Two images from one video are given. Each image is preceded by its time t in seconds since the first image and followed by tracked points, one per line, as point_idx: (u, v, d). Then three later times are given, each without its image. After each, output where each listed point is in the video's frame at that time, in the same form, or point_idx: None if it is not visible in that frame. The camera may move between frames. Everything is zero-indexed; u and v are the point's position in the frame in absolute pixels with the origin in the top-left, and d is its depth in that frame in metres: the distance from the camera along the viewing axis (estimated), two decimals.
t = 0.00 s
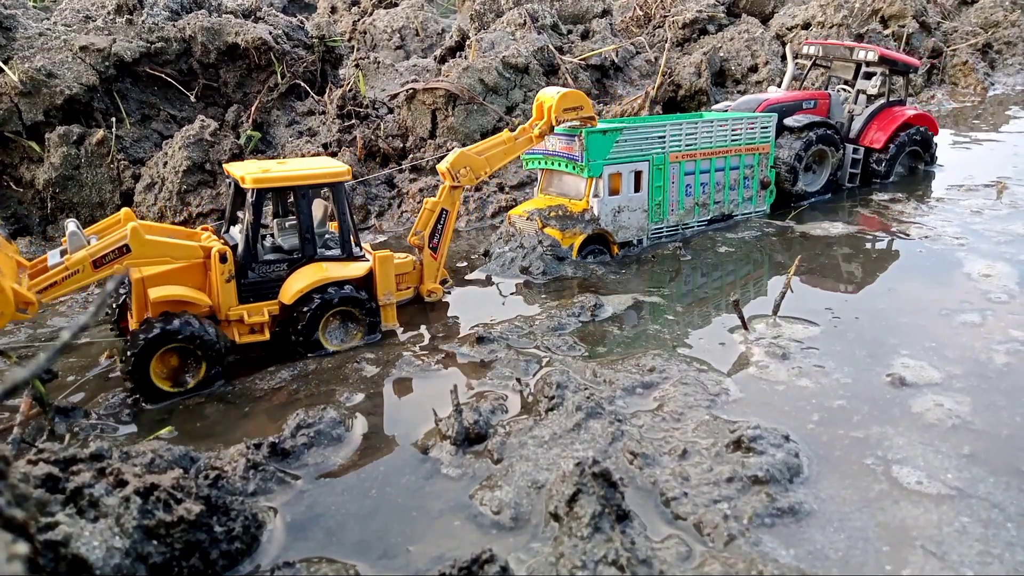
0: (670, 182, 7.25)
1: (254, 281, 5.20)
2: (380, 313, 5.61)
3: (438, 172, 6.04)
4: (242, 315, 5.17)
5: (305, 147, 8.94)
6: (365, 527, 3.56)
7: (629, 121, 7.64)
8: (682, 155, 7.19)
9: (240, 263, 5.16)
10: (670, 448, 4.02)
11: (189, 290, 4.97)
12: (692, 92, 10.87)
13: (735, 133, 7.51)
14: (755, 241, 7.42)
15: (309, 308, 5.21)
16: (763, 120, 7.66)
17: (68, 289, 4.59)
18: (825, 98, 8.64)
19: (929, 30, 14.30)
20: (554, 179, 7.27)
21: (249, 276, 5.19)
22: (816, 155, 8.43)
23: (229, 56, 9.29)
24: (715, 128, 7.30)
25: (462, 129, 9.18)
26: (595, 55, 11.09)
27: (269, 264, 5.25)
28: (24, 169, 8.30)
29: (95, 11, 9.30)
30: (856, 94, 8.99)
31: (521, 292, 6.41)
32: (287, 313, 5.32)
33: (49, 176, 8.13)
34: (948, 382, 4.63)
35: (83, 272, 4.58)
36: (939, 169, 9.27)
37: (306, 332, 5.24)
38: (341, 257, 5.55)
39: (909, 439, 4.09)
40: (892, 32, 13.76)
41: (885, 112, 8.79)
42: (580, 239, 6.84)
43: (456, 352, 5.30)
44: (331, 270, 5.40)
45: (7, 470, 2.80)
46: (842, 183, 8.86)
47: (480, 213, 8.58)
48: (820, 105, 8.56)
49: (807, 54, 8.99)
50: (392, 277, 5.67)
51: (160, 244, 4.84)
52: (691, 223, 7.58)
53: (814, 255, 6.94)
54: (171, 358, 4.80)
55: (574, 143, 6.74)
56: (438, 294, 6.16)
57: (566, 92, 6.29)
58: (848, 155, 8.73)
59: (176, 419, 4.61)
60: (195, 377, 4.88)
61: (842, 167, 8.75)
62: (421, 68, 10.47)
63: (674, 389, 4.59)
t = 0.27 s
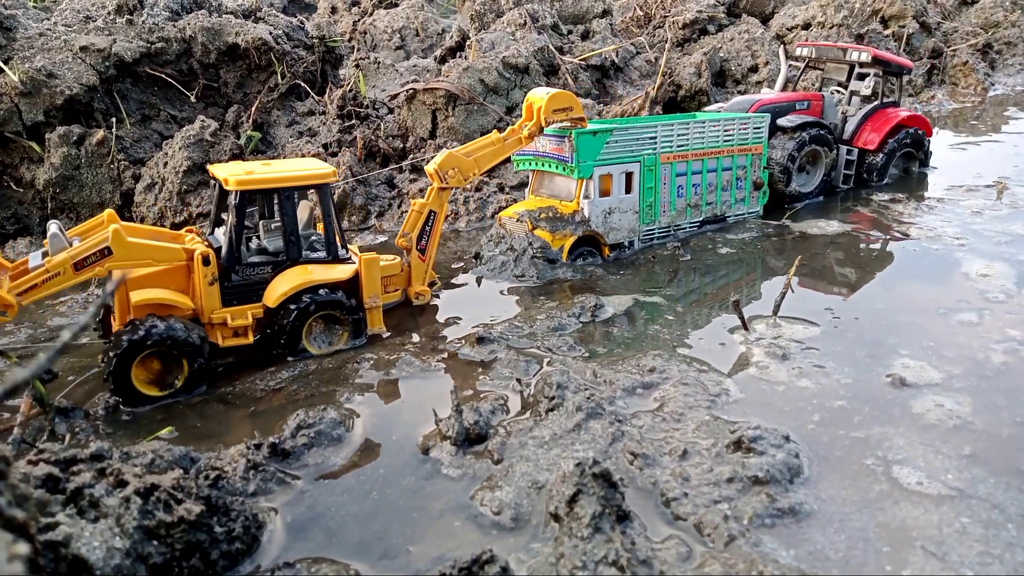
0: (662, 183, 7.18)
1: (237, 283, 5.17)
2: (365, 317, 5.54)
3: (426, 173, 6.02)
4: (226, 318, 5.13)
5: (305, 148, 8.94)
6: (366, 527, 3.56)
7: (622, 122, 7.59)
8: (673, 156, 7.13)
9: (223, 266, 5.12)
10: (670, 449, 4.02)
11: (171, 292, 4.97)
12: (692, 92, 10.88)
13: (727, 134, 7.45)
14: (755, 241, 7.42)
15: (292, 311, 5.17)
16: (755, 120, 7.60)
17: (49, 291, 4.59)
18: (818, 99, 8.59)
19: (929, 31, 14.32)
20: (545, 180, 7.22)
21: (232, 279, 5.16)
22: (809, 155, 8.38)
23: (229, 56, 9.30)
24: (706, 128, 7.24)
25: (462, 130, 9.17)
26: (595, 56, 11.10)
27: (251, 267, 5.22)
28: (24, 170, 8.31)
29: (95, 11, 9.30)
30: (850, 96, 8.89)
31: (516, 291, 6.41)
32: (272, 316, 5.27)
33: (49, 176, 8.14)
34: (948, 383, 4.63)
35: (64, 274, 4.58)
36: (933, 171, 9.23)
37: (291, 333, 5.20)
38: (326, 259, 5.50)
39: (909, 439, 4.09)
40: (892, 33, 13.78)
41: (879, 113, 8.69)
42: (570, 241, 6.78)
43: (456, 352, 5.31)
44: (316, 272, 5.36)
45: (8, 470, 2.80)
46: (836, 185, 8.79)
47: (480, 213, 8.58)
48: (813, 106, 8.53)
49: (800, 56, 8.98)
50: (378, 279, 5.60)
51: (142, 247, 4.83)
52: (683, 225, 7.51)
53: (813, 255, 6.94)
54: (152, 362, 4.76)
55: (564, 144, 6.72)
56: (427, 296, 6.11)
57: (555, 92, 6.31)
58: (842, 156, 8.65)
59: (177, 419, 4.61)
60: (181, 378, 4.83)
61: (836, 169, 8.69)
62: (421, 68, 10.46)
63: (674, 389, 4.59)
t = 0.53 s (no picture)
0: (648, 185, 7.10)
1: (212, 287, 5.15)
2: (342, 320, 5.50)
3: (408, 175, 5.92)
4: (199, 322, 5.10)
5: (305, 148, 8.93)
6: (366, 527, 3.56)
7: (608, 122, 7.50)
8: (660, 158, 7.04)
9: (198, 269, 5.10)
10: (670, 449, 4.02)
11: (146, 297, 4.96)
12: (692, 92, 10.89)
13: (715, 135, 7.36)
14: (755, 241, 7.42)
15: (268, 315, 5.14)
16: (744, 122, 7.50)
17: (21, 292, 4.56)
18: (807, 101, 8.62)
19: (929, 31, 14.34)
20: (531, 182, 7.12)
21: (206, 282, 5.14)
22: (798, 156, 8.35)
23: (229, 56, 9.30)
24: (694, 129, 7.14)
25: (462, 130, 9.16)
26: (596, 56, 11.11)
27: (227, 270, 5.20)
28: (24, 170, 8.31)
29: (95, 11, 9.31)
30: (839, 98, 8.84)
31: (514, 291, 6.42)
32: (247, 320, 5.25)
33: (50, 176, 8.14)
34: (948, 383, 4.63)
35: (35, 277, 4.55)
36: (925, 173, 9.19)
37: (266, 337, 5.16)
38: (304, 263, 5.46)
39: (909, 439, 4.08)
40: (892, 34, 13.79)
41: (868, 116, 8.69)
42: (555, 243, 6.68)
43: (456, 352, 5.31)
44: (292, 276, 5.32)
45: (8, 470, 2.80)
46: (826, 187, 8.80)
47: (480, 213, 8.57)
48: (803, 108, 8.56)
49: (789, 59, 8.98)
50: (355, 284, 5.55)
51: (116, 250, 4.78)
52: (670, 227, 7.43)
53: (814, 255, 6.94)
54: (125, 368, 4.72)
55: (549, 145, 6.60)
56: (408, 300, 6.03)
57: (540, 93, 6.18)
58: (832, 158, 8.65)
59: (176, 419, 4.61)
60: (156, 378, 4.77)
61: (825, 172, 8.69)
62: (421, 68, 10.46)
63: (674, 389, 4.59)
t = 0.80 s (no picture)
0: (633, 185, 7.03)
1: (184, 289, 5.09)
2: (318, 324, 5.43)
3: (389, 177, 5.96)
4: (171, 325, 5.05)
5: (305, 148, 8.93)
6: (367, 527, 3.56)
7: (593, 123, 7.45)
8: (645, 158, 6.98)
9: (170, 271, 5.06)
10: (670, 449, 4.02)
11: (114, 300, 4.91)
12: (692, 92, 10.91)
13: (701, 135, 7.29)
14: (755, 241, 7.42)
15: (241, 318, 5.07)
16: (730, 122, 7.44)
17: None
18: (796, 103, 8.60)
19: (929, 31, 14.34)
20: (514, 183, 7.06)
21: (179, 284, 5.08)
22: (785, 157, 8.22)
23: (229, 56, 9.30)
24: (678, 129, 7.08)
25: (462, 129, 9.14)
26: (596, 55, 11.10)
27: (199, 272, 5.14)
28: (24, 169, 8.31)
29: (95, 11, 9.31)
30: (827, 100, 8.91)
31: (513, 291, 6.41)
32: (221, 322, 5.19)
33: (50, 176, 8.14)
34: (948, 382, 4.63)
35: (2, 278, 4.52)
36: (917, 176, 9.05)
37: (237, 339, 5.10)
38: (279, 265, 5.41)
39: (909, 439, 4.08)
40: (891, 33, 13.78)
41: (858, 118, 8.60)
42: (538, 244, 6.61)
43: (457, 351, 5.31)
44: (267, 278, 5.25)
45: (9, 470, 2.80)
46: (815, 189, 8.65)
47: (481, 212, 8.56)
48: (791, 110, 8.53)
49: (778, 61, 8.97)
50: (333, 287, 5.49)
51: (86, 252, 4.73)
52: (656, 228, 7.35)
53: (814, 255, 6.94)
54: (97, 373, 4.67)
55: (530, 145, 6.57)
56: (388, 303, 5.98)
57: (524, 94, 6.16)
58: (821, 160, 8.55)
59: (177, 419, 4.61)
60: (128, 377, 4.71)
61: (814, 173, 8.57)
62: (421, 68, 10.46)
63: (674, 389, 4.59)
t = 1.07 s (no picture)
0: (610, 190, 6.96)
1: (141, 290, 5.00)
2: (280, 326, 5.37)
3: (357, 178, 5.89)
4: (128, 327, 4.95)
5: (306, 147, 8.93)
6: (367, 526, 3.56)
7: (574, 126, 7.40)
8: (622, 162, 6.91)
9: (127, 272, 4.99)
10: (671, 449, 4.02)
11: (72, 300, 4.90)
12: (693, 91, 10.94)
13: (681, 138, 7.20)
14: (755, 241, 7.42)
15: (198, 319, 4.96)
16: (712, 124, 7.36)
17: None
18: (784, 105, 8.43)
19: (929, 31, 14.34)
20: (491, 187, 6.98)
21: (136, 285, 4.99)
22: (770, 160, 8.02)
23: (230, 56, 9.29)
24: (657, 132, 7.01)
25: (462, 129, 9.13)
26: (596, 55, 11.10)
27: (158, 273, 5.05)
28: (25, 169, 8.32)
29: (95, 11, 9.31)
30: (815, 103, 8.81)
31: (513, 290, 6.42)
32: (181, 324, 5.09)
33: (50, 176, 8.14)
34: (948, 382, 4.63)
35: None
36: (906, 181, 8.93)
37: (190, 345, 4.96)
38: (241, 266, 5.31)
39: (910, 439, 4.08)
40: (891, 33, 13.79)
41: (846, 121, 8.49)
42: (511, 250, 6.55)
43: (457, 351, 5.32)
44: (227, 279, 5.14)
45: (9, 470, 2.80)
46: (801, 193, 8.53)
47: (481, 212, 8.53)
48: (778, 112, 8.36)
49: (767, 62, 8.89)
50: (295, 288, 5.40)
51: (40, 252, 4.77)
52: (635, 232, 7.28)
53: (814, 254, 6.94)
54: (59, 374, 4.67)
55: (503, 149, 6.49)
56: (355, 308, 5.93)
57: (494, 96, 6.26)
58: (807, 163, 8.44)
59: (178, 419, 4.61)
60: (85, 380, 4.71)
61: (800, 175, 8.43)
62: (421, 67, 10.45)
63: (675, 388, 4.60)
